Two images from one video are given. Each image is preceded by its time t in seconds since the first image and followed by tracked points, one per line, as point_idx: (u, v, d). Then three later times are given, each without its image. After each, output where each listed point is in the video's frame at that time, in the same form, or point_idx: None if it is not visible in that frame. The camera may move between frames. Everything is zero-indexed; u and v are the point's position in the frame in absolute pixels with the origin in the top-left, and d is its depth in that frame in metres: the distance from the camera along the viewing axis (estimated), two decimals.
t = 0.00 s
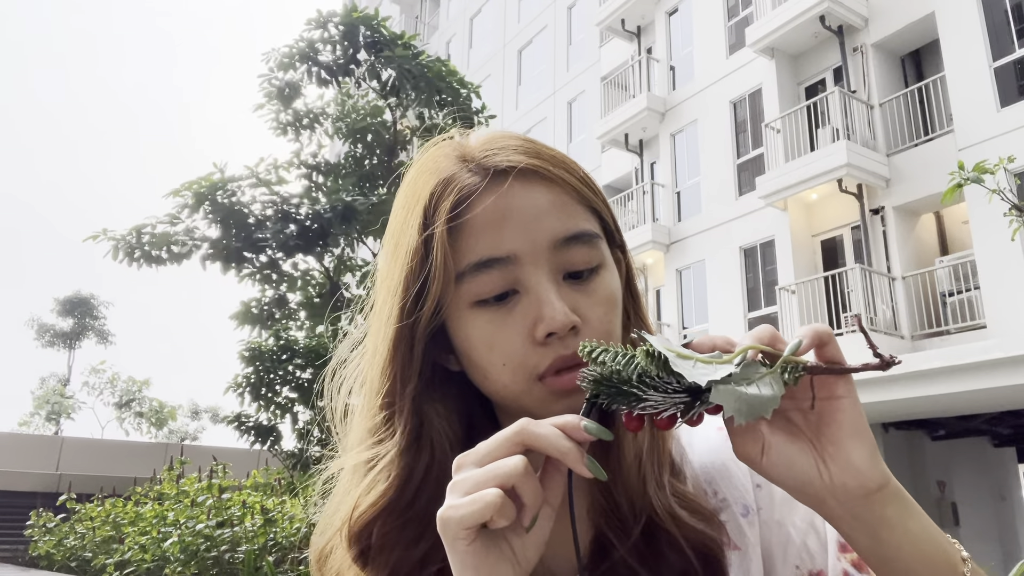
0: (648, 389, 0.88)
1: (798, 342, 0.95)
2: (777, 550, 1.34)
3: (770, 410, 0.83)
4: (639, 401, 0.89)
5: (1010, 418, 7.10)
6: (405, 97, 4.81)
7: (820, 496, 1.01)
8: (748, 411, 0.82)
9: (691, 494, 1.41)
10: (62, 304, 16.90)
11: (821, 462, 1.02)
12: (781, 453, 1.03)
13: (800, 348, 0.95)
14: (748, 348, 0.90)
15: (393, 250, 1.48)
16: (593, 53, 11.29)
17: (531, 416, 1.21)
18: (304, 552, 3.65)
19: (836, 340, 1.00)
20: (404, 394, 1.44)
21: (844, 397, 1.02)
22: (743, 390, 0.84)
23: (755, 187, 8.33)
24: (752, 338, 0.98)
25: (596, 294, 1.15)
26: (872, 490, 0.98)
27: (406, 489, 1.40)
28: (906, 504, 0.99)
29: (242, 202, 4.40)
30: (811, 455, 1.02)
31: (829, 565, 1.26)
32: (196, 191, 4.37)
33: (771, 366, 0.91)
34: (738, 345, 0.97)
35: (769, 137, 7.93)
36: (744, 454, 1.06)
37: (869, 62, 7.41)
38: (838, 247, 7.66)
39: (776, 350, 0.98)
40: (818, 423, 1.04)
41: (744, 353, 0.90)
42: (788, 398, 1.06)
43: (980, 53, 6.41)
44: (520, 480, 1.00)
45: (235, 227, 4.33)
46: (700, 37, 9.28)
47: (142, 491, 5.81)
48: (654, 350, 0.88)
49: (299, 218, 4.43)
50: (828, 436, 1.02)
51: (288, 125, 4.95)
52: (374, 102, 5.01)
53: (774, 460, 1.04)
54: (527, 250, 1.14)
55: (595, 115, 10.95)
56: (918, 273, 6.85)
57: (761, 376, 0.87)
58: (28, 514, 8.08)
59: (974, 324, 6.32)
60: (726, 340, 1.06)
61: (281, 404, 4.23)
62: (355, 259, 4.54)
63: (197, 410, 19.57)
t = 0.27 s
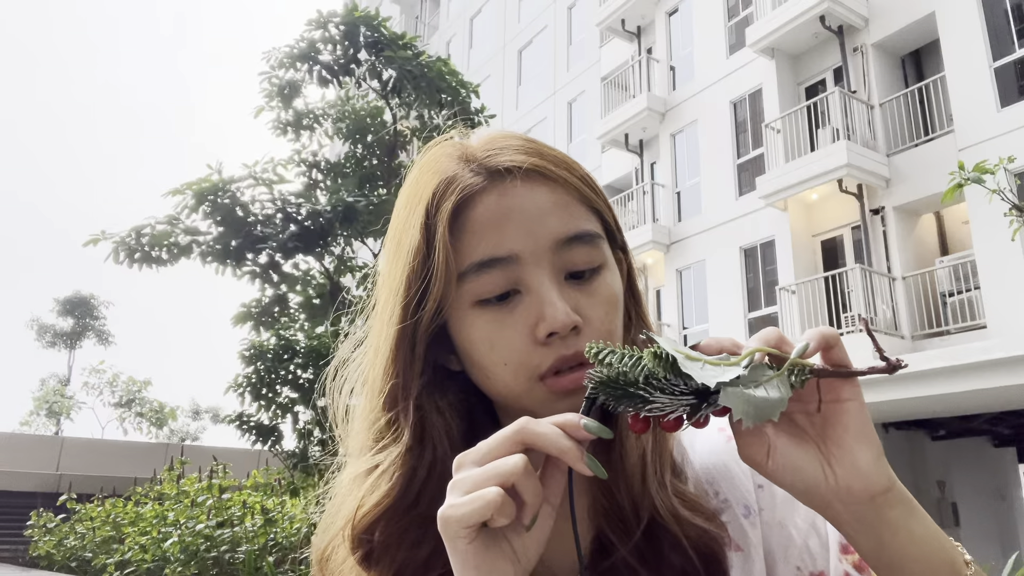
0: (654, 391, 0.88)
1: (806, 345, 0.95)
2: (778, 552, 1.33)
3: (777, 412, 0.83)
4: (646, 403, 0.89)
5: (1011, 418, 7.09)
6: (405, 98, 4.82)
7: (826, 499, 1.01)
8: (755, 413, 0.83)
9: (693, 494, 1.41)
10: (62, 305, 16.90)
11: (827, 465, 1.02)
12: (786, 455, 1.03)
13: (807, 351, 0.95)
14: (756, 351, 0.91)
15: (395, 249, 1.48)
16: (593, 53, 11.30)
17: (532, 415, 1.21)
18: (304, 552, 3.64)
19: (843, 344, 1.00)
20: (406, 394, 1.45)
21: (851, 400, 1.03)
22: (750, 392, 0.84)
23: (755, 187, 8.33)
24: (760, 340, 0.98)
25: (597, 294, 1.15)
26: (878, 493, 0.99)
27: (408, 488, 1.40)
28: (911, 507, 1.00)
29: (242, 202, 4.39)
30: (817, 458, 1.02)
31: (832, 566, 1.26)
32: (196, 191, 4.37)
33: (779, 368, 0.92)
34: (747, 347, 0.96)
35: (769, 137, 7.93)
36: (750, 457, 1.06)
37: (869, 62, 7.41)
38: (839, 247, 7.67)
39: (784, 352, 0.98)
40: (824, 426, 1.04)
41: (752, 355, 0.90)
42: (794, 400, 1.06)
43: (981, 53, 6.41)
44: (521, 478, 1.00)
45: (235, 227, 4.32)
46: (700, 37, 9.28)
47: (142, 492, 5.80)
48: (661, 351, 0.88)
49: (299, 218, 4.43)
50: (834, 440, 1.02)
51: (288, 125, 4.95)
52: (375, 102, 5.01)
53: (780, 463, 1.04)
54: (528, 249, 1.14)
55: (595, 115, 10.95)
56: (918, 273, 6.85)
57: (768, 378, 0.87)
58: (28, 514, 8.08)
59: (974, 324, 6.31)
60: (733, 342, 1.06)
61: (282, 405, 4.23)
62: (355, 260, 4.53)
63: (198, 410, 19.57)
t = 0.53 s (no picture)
0: (661, 392, 0.87)
1: (811, 345, 0.95)
2: (779, 552, 1.34)
3: (785, 412, 0.84)
4: (652, 403, 0.88)
5: (1010, 418, 7.11)
6: (406, 98, 4.83)
7: (831, 501, 1.01)
8: (762, 413, 0.84)
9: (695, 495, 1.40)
10: (62, 305, 16.90)
11: (833, 465, 1.02)
12: (792, 456, 1.03)
13: (813, 351, 0.95)
14: (762, 351, 0.90)
15: (397, 249, 1.49)
16: (593, 53, 11.30)
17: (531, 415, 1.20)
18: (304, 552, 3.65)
19: (849, 344, 1.00)
20: (407, 393, 1.45)
21: (856, 400, 1.02)
22: (758, 392, 0.85)
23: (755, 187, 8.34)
24: (765, 340, 0.97)
25: (598, 294, 1.15)
26: (883, 494, 0.99)
27: (407, 486, 1.39)
28: (916, 508, 1.00)
29: (241, 203, 4.39)
30: (822, 459, 1.02)
31: (832, 566, 1.26)
32: (196, 191, 4.37)
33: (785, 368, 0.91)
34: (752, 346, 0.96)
35: (769, 137, 7.93)
36: (755, 457, 1.06)
37: (868, 63, 7.42)
38: (839, 247, 7.67)
39: (789, 352, 0.98)
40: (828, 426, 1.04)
41: (758, 355, 0.90)
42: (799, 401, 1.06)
43: (981, 53, 6.41)
44: (520, 475, 1.00)
45: (234, 227, 4.32)
46: (700, 37, 9.28)
47: (142, 492, 5.80)
48: (670, 351, 0.86)
49: (299, 218, 4.43)
50: (839, 440, 1.02)
51: (288, 124, 4.94)
52: (375, 102, 5.01)
53: (785, 463, 1.04)
54: (529, 247, 1.14)
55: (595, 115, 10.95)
56: (918, 273, 6.85)
57: (775, 378, 0.87)
58: (28, 514, 8.08)
59: (974, 324, 6.32)
60: (739, 342, 1.07)
61: (283, 404, 4.23)
62: (355, 260, 4.53)
63: (199, 410, 19.58)
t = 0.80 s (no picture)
0: (672, 390, 0.86)
1: (824, 345, 0.96)
2: (779, 552, 1.33)
3: (797, 411, 0.86)
4: (663, 403, 0.88)
5: (1010, 418, 7.11)
6: (405, 97, 4.84)
7: (840, 502, 1.01)
8: (775, 412, 0.86)
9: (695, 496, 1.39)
10: (62, 305, 16.91)
11: (842, 466, 1.01)
12: (802, 458, 1.02)
13: (825, 351, 0.96)
14: (775, 351, 0.91)
15: (400, 245, 1.49)
16: (593, 53, 11.31)
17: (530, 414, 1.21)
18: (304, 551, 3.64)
19: (859, 345, 1.01)
20: (409, 390, 1.45)
21: (867, 401, 1.03)
22: (772, 392, 0.87)
23: (755, 187, 8.34)
24: (777, 340, 0.97)
25: (598, 293, 1.15)
26: (894, 495, 0.99)
27: (408, 482, 1.40)
28: (923, 510, 1.01)
29: (241, 202, 4.39)
30: (832, 459, 1.02)
31: (832, 567, 1.26)
32: (196, 191, 4.37)
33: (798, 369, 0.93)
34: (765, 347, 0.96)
35: (769, 137, 7.93)
36: (764, 458, 1.05)
37: (868, 62, 7.42)
38: (838, 247, 7.67)
39: (800, 351, 0.97)
40: (838, 428, 1.04)
41: (771, 354, 0.91)
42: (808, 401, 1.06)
43: (980, 53, 6.41)
44: (519, 472, 1.00)
45: (234, 226, 4.32)
46: (700, 37, 9.28)
47: (142, 492, 5.80)
48: (683, 347, 0.87)
49: (298, 217, 4.43)
50: (848, 441, 1.02)
51: (288, 124, 4.94)
52: (375, 102, 5.01)
53: (795, 467, 1.02)
54: (530, 245, 1.15)
55: (595, 115, 10.95)
56: (918, 273, 6.85)
57: (788, 378, 0.89)
58: (28, 514, 8.07)
59: (974, 324, 6.32)
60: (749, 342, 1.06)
61: (283, 404, 4.23)
62: (355, 261, 4.53)
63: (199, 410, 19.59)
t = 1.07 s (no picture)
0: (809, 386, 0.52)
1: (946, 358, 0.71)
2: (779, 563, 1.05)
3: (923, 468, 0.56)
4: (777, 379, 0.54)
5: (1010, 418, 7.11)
6: (405, 98, 4.85)
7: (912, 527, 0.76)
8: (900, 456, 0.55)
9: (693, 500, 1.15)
10: (63, 305, 16.94)
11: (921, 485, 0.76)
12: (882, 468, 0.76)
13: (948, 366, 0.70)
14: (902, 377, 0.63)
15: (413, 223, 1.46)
16: (593, 53, 11.30)
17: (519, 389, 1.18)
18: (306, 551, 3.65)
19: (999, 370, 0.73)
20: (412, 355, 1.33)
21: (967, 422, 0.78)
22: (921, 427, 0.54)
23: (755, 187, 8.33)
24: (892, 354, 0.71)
25: (590, 282, 1.09)
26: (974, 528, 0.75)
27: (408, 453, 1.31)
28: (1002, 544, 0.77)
29: (241, 202, 4.39)
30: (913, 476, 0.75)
31: None
32: (196, 190, 4.36)
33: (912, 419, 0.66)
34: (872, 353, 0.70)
35: (769, 137, 7.93)
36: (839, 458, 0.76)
37: (869, 62, 7.41)
38: (839, 246, 7.67)
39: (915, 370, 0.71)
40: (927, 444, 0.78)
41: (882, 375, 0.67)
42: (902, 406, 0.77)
43: (981, 53, 6.41)
44: (500, 430, 1.02)
45: (234, 226, 4.32)
46: (700, 36, 9.28)
47: (142, 492, 5.80)
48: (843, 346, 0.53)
49: (299, 216, 4.43)
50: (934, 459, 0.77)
51: (287, 122, 4.93)
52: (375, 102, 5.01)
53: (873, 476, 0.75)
54: (525, 222, 1.12)
55: (595, 114, 10.95)
56: (918, 273, 6.86)
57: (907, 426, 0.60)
58: (28, 514, 8.08)
59: (974, 324, 6.29)
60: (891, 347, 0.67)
61: (283, 404, 4.23)
62: (355, 259, 4.53)
63: (199, 410, 19.62)
